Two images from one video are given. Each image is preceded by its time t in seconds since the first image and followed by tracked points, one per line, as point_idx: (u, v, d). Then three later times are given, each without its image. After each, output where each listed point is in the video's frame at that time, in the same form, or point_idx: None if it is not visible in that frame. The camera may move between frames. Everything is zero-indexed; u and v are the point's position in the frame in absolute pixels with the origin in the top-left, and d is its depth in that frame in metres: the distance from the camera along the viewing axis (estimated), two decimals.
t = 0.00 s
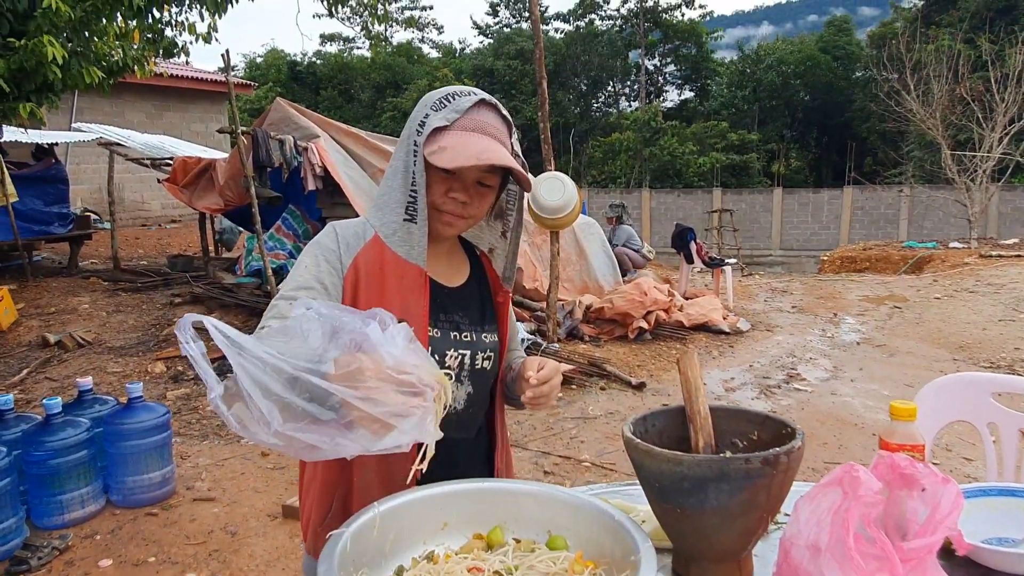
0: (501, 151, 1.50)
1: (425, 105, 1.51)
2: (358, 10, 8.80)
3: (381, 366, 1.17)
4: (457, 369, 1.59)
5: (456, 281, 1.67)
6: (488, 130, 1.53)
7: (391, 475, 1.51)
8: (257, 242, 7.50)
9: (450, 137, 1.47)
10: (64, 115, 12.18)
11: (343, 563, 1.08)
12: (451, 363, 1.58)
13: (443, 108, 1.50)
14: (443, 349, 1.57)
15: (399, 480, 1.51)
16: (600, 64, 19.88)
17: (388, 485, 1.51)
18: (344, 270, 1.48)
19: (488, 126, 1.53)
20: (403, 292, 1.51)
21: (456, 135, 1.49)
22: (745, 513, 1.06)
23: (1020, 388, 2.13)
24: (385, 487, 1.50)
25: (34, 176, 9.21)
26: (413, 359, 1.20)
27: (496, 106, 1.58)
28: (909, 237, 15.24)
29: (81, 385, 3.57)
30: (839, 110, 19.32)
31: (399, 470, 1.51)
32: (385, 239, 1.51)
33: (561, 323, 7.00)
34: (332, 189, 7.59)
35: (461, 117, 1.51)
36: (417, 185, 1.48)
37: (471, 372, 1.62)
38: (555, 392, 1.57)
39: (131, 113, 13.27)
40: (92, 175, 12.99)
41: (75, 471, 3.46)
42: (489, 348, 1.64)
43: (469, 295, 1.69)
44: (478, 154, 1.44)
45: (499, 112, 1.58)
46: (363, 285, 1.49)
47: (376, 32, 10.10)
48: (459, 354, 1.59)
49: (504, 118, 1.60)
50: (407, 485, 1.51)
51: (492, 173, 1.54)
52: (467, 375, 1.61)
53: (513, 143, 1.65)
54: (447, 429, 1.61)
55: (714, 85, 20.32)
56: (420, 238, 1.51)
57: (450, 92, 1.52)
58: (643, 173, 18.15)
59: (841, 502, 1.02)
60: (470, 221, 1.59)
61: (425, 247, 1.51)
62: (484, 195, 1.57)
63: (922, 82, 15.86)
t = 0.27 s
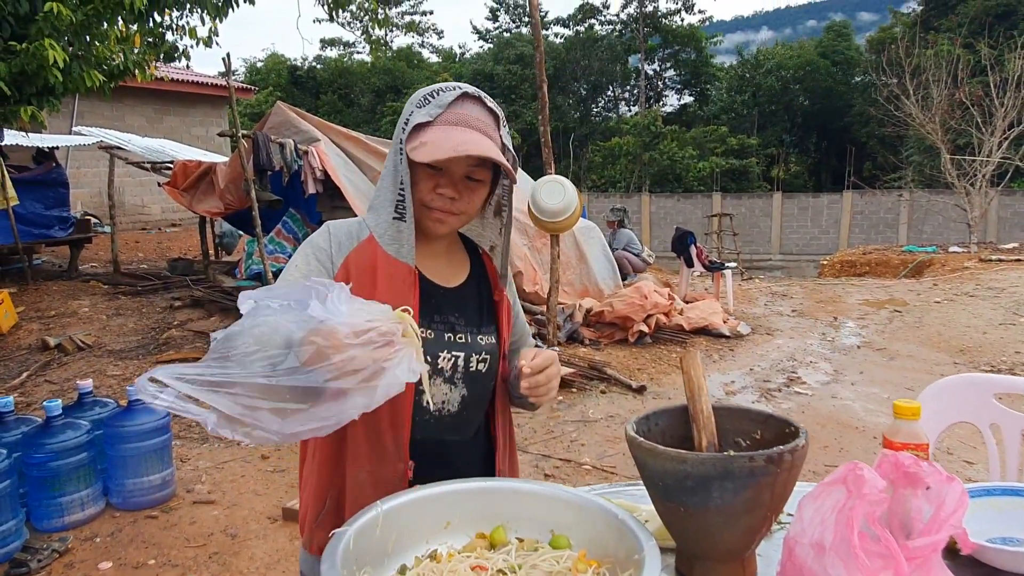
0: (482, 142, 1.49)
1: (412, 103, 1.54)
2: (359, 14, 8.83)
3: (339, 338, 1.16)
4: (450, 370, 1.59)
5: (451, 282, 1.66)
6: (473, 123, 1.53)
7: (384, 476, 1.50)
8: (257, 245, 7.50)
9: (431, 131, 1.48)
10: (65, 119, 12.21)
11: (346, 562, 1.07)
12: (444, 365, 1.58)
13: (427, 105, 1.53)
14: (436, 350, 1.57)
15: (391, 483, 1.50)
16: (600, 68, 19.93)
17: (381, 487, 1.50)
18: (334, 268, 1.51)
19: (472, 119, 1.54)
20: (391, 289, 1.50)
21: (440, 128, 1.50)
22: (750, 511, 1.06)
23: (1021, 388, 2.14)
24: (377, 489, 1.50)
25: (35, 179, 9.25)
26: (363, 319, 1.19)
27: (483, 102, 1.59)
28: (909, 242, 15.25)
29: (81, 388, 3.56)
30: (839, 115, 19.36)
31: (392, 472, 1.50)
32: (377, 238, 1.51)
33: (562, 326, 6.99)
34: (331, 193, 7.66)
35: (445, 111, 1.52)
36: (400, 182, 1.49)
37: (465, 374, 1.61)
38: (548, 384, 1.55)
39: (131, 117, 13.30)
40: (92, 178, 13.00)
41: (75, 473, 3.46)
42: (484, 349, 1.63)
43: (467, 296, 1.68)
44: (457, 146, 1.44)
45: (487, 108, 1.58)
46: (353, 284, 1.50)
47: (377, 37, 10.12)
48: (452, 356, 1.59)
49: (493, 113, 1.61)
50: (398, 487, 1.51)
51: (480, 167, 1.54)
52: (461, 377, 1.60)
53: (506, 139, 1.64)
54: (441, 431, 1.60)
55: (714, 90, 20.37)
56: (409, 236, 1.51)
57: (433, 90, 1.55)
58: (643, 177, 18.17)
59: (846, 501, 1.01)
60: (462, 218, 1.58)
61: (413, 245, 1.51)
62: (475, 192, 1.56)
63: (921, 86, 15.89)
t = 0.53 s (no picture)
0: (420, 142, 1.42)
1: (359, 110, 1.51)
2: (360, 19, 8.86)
3: (257, 356, 1.16)
4: (414, 372, 1.56)
5: (418, 284, 1.63)
6: (417, 122, 1.47)
7: (348, 481, 1.50)
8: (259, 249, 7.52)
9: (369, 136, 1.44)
10: (67, 123, 12.25)
11: (348, 564, 1.08)
12: (407, 367, 1.55)
13: (372, 110, 1.49)
14: (398, 352, 1.55)
15: (358, 486, 1.50)
16: (601, 73, 19.98)
17: (347, 490, 1.51)
18: (296, 281, 1.55)
19: (414, 119, 1.46)
20: (347, 297, 1.51)
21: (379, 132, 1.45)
22: (750, 514, 1.06)
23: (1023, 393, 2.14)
24: (343, 494, 1.50)
25: (37, 184, 9.26)
26: (270, 330, 1.19)
27: (431, 99, 1.51)
28: (910, 246, 15.25)
29: (82, 392, 3.57)
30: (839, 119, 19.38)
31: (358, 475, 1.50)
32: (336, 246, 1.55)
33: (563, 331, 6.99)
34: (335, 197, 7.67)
35: (385, 115, 1.48)
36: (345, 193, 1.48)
37: (431, 375, 1.57)
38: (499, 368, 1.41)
39: (134, 122, 13.34)
40: (94, 183, 13.04)
41: (76, 477, 3.46)
42: (451, 350, 1.58)
43: (439, 297, 1.64)
44: (387, 147, 1.39)
45: (436, 105, 1.50)
46: (314, 296, 1.53)
47: (378, 42, 10.15)
48: (416, 357, 1.56)
49: (445, 109, 1.52)
50: (364, 490, 1.51)
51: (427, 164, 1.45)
52: (426, 379, 1.57)
53: (463, 131, 1.55)
54: (411, 433, 1.57)
55: (715, 94, 20.40)
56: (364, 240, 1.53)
57: (378, 95, 1.51)
58: (644, 182, 18.20)
59: (847, 504, 1.02)
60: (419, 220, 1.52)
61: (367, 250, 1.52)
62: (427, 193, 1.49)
63: (922, 91, 15.90)
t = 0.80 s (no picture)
0: (323, 149, 1.43)
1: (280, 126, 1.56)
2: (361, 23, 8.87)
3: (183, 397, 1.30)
4: (340, 376, 1.56)
5: (350, 288, 1.62)
6: (325, 130, 1.48)
7: (282, 485, 1.58)
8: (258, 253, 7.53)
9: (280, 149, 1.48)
10: (69, 127, 12.27)
11: (348, 568, 1.08)
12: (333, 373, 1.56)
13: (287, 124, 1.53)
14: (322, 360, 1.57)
15: (290, 489, 1.57)
16: (601, 77, 20.02)
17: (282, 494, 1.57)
18: (236, 295, 1.62)
19: (321, 127, 1.48)
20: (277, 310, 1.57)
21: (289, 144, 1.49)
22: (750, 518, 1.06)
23: None
24: (278, 497, 1.57)
25: (39, 188, 9.27)
26: (192, 373, 1.31)
27: (339, 106, 1.52)
28: (910, 250, 15.26)
29: (82, 395, 3.56)
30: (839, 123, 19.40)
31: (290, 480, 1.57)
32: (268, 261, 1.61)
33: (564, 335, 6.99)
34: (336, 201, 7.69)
35: (297, 128, 1.51)
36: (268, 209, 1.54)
37: (357, 379, 1.57)
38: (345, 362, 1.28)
39: (135, 126, 13.35)
40: (95, 187, 13.05)
41: (76, 481, 3.45)
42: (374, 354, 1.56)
43: (370, 300, 1.61)
44: (282, 163, 1.43)
45: (345, 110, 1.51)
46: (250, 308, 1.59)
47: (379, 46, 10.17)
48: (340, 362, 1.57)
49: (356, 114, 1.52)
50: (298, 491, 1.57)
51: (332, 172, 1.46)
52: (352, 382, 1.57)
53: (380, 134, 1.52)
54: (341, 435, 1.58)
55: (715, 99, 20.43)
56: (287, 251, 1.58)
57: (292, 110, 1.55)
58: (645, 186, 18.21)
59: (848, 508, 1.02)
60: (340, 226, 1.52)
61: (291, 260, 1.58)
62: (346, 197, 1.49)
63: (922, 95, 15.92)
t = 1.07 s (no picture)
0: (224, 162, 1.44)
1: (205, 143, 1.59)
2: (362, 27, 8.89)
3: (111, 400, 1.51)
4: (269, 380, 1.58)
5: (281, 293, 1.63)
6: (233, 142, 1.48)
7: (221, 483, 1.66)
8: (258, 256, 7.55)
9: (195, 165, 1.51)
10: (70, 130, 12.28)
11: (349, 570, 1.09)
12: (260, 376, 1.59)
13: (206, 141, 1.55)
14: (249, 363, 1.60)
15: (228, 487, 1.64)
16: (602, 80, 20.03)
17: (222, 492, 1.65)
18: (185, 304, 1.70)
19: (229, 139, 1.48)
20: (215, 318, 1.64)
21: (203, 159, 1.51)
22: (751, 520, 1.06)
23: None
24: (219, 494, 1.65)
25: (41, 191, 9.28)
26: (118, 380, 1.51)
27: (247, 117, 1.50)
28: (911, 253, 15.24)
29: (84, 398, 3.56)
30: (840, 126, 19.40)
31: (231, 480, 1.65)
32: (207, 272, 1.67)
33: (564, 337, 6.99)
34: (336, 204, 7.71)
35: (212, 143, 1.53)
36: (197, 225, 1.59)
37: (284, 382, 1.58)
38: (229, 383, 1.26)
39: (136, 129, 13.36)
40: (96, 190, 13.06)
41: (77, 483, 3.45)
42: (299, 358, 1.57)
43: (299, 304, 1.61)
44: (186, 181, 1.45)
45: (250, 120, 1.49)
46: (195, 315, 1.67)
47: (380, 50, 10.18)
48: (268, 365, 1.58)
49: (263, 122, 1.50)
50: (233, 491, 1.65)
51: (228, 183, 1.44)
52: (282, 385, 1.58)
53: (289, 139, 1.49)
54: (276, 436, 1.61)
55: (716, 102, 20.44)
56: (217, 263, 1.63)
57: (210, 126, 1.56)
58: (646, 189, 18.21)
59: (848, 510, 1.02)
60: (262, 235, 1.53)
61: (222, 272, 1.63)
62: (260, 206, 1.49)
63: (923, 98, 15.92)
